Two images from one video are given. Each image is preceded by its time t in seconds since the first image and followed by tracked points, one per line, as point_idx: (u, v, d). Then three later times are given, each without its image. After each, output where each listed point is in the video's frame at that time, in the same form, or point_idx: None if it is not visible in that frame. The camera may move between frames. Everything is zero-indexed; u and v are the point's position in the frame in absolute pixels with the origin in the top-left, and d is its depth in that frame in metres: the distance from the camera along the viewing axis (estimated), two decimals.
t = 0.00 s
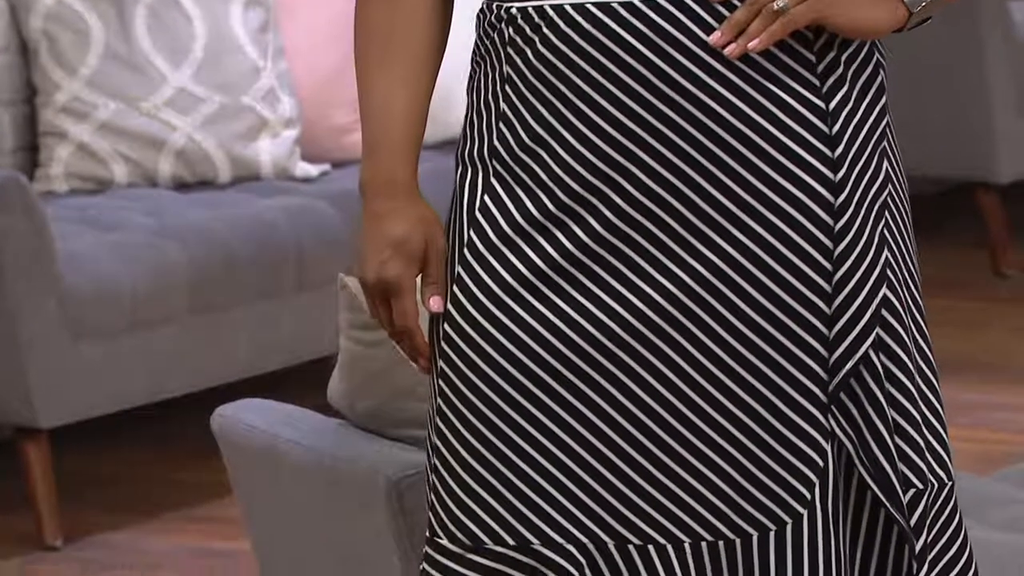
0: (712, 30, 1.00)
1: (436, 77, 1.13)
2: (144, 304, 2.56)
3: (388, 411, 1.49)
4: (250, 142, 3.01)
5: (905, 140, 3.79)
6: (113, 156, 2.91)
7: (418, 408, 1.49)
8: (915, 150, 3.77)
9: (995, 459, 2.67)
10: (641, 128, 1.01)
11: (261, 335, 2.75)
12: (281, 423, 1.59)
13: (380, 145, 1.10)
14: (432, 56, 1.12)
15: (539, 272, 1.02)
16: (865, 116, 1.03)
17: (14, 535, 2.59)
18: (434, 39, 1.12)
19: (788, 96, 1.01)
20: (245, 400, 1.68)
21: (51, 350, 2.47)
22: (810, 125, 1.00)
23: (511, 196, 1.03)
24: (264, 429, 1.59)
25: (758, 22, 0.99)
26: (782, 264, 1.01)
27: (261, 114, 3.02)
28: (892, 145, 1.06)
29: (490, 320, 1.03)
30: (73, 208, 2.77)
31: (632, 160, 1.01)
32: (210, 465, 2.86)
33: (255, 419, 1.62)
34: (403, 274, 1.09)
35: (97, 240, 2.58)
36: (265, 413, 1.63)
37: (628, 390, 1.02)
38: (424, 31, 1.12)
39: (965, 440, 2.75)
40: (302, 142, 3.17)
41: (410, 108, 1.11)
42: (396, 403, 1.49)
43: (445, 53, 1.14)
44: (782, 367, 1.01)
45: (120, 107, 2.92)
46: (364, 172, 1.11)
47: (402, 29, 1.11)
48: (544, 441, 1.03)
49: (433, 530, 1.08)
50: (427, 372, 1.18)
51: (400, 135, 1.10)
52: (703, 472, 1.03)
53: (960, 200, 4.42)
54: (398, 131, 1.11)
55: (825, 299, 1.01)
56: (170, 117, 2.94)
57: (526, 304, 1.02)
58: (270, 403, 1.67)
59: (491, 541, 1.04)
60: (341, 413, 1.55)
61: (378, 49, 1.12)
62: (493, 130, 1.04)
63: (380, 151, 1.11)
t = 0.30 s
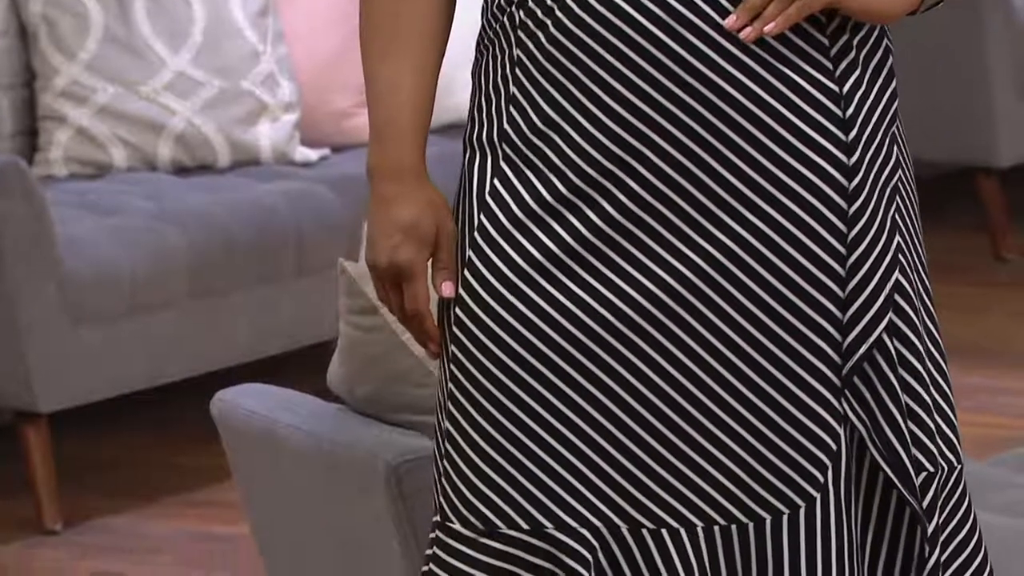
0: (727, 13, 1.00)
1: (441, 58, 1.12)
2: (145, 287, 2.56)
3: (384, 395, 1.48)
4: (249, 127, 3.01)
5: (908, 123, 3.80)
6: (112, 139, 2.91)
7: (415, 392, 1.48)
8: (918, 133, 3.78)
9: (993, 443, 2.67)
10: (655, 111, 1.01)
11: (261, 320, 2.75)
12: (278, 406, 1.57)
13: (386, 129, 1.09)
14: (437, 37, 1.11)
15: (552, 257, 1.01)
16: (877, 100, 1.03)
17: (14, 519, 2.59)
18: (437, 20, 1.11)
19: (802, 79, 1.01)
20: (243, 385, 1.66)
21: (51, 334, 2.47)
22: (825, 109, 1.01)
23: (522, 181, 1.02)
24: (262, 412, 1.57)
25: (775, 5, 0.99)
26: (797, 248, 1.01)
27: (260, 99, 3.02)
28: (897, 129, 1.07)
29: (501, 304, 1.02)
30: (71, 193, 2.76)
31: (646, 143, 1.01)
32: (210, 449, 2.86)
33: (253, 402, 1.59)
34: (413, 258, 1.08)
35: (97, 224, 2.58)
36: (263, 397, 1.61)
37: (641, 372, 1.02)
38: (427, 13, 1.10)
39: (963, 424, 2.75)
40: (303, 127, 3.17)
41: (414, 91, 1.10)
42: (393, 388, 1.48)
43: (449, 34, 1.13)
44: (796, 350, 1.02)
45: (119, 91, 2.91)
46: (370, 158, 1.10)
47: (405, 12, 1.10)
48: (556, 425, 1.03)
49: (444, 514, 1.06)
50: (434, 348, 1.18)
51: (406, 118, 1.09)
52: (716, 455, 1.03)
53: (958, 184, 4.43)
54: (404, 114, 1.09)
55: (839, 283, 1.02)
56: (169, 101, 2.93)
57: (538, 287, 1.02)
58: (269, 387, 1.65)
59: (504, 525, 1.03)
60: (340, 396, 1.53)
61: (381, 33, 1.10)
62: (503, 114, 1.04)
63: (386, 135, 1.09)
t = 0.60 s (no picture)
0: None
1: (443, 46, 1.11)
2: (144, 270, 2.56)
3: (383, 380, 1.48)
4: (249, 111, 3.01)
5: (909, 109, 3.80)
6: (112, 124, 2.90)
7: (414, 375, 1.47)
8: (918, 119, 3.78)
9: (993, 428, 2.67)
10: (664, 94, 1.01)
11: (260, 305, 2.75)
12: (277, 391, 1.57)
13: (390, 115, 1.08)
14: (438, 23, 1.10)
15: (561, 241, 1.01)
16: (883, 84, 1.03)
17: (14, 503, 2.59)
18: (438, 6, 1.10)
19: (810, 62, 1.01)
20: (242, 370, 1.66)
21: (51, 319, 2.47)
22: (833, 92, 1.01)
23: (529, 164, 1.02)
24: (261, 396, 1.57)
25: None
26: (806, 231, 1.01)
27: (260, 82, 3.02)
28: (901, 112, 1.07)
29: (510, 287, 1.02)
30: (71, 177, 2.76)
31: (654, 125, 1.01)
32: (210, 433, 2.86)
33: (252, 386, 1.59)
34: (422, 244, 1.06)
35: (98, 209, 2.58)
36: (263, 382, 1.60)
37: (650, 355, 1.02)
38: None
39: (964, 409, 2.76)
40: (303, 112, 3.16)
41: (418, 77, 1.09)
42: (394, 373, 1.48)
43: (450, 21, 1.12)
44: (804, 334, 1.02)
45: (119, 75, 2.90)
46: (373, 145, 1.08)
47: None
48: (565, 407, 1.03)
49: (454, 499, 1.06)
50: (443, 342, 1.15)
51: (411, 104, 1.08)
52: (724, 438, 1.03)
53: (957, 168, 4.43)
54: (408, 101, 1.08)
55: (848, 267, 1.02)
56: (169, 85, 2.93)
57: (546, 271, 1.02)
58: (268, 373, 1.64)
59: (516, 510, 1.04)
60: (340, 380, 1.53)
61: (381, 21, 1.09)
62: (509, 97, 1.03)
63: (390, 122, 1.08)
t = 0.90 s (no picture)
0: None
1: (441, 28, 1.08)
2: (145, 254, 2.56)
3: (380, 364, 1.48)
4: (248, 94, 3.00)
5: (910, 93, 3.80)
6: (111, 108, 2.91)
7: (414, 359, 1.47)
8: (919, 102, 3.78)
9: (992, 412, 2.67)
10: (669, 79, 1.01)
11: (259, 289, 2.76)
12: (277, 374, 1.57)
13: (390, 99, 1.05)
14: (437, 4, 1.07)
15: (568, 228, 1.01)
16: (884, 68, 1.04)
17: (14, 486, 2.59)
18: None
19: (814, 46, 1.01)
20: (242, 353, 1.66)
21: (50, 302, 2.47)
22: (835, 75, 1.01)
23: (533, 150, 1.01)
24: (261, 379, 1.57)
25: None
26: (810, 215, 1.02)
27: (259, 67, 3.02)
28: (900, 96, 1.07)
29: (515, 275, 1.02)
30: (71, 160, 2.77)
31: (659, 110, 1.01)
32: (209, 417, 2.86)
33: (252, 369, 1.59)
34: (425, 229, 1.04)
35: (98, 192, 2.58)
36: (263, 366, 1.60)
37: (656, 340, 1.02)
38: None
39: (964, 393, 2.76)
40: (302, 95, 3.16)
41: (418, 60, 1.06)
42: (393, 357, 1.47)
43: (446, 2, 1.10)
44: (809, 318, 1.03)
45: (118, 59, 2.91)
46: (373, 129, 1.05)
47: None
48: (572, 393, 1.03)
49: (459, 486, 1.05)
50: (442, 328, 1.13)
51: (412, 87, 1.05)
52: (729, 421, 1.04)
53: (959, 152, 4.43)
54: (408, 84, 1.05)
55: (852, 251, 1.03)
56: (168, 69, 2.93)
57: (553, 258, 1.01)
58: (267, 356, 1.64)
59: (524, 497, 1.03)
60: (339, 364, 1.53)
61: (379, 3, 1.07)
62: (511, 82, 1.02)
63: (390, 106, 1.05)
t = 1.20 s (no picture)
0: None
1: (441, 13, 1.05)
2: (145, 237, 2.56)
3: (380, 349, 1.48)
4: (248, 80, 2.99)
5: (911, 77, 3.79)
6: (111, 92, 2.91)
7: (412, 345, 1.47)
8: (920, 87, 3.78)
9: (993, 395, 2.67)
10: (672, 64, 1.01)
11: (259, 274, 2.76)
12: (279, 361, 1.56)
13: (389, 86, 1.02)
14: None
15: (570, 214, 1.01)
16: (885, 53, 1.04)
17: (15, 470, 2.60)
18: None
19: (815, 30, 1.00)
20: (246, 338, 1.65)
21: (51, 286, 2.47)
22: (837, 59, 1.01)
23: (535, 137, 1.01)
24: (263, 365, 1.57)
25: None
26: (814, 200, 1.02)
27: (259, 52, 3.00)
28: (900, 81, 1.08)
29: (519, 263, 1.02)
30: (72, 144, 2.77)
31: (662, 97, 1.01)
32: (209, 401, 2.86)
33: (253, 356, 1.59)
34: (427, 219, 1.02)
35: (98, 176, 2.58)
36: (265, 352, 1.60)
37: (660, 326, 1.02)
38: None
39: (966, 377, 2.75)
40: (302, 80, 3.15)
41: (418, 47, 1.03)
42: (390, 342, 1.47)
43: None
44: (811, 303, 1.03)
45: (117, 43, 2.91)
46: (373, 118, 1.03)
47: None
48: (579, 381, 1.02)
49: (465, 474, 1.05)
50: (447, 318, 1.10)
51: (411, 74, 1.03)
52: (732, 407, 1.04)
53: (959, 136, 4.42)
54: (408, 71, 1.03)
55: (856, 236, 1.03)
56: (169, 53, 2.93)
57: (558, 245, 1.01)
58: (269, 342, 1.64)
59: (530, 484, 1.03)
60: (340, 351, 1.53)
61: None
62: (514, 69, 1.02)
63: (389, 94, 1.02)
